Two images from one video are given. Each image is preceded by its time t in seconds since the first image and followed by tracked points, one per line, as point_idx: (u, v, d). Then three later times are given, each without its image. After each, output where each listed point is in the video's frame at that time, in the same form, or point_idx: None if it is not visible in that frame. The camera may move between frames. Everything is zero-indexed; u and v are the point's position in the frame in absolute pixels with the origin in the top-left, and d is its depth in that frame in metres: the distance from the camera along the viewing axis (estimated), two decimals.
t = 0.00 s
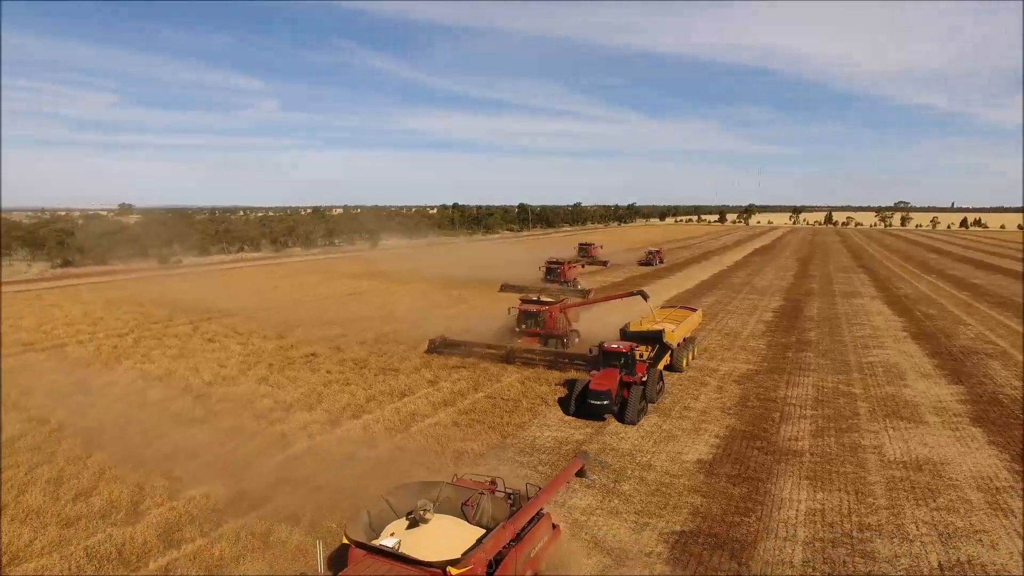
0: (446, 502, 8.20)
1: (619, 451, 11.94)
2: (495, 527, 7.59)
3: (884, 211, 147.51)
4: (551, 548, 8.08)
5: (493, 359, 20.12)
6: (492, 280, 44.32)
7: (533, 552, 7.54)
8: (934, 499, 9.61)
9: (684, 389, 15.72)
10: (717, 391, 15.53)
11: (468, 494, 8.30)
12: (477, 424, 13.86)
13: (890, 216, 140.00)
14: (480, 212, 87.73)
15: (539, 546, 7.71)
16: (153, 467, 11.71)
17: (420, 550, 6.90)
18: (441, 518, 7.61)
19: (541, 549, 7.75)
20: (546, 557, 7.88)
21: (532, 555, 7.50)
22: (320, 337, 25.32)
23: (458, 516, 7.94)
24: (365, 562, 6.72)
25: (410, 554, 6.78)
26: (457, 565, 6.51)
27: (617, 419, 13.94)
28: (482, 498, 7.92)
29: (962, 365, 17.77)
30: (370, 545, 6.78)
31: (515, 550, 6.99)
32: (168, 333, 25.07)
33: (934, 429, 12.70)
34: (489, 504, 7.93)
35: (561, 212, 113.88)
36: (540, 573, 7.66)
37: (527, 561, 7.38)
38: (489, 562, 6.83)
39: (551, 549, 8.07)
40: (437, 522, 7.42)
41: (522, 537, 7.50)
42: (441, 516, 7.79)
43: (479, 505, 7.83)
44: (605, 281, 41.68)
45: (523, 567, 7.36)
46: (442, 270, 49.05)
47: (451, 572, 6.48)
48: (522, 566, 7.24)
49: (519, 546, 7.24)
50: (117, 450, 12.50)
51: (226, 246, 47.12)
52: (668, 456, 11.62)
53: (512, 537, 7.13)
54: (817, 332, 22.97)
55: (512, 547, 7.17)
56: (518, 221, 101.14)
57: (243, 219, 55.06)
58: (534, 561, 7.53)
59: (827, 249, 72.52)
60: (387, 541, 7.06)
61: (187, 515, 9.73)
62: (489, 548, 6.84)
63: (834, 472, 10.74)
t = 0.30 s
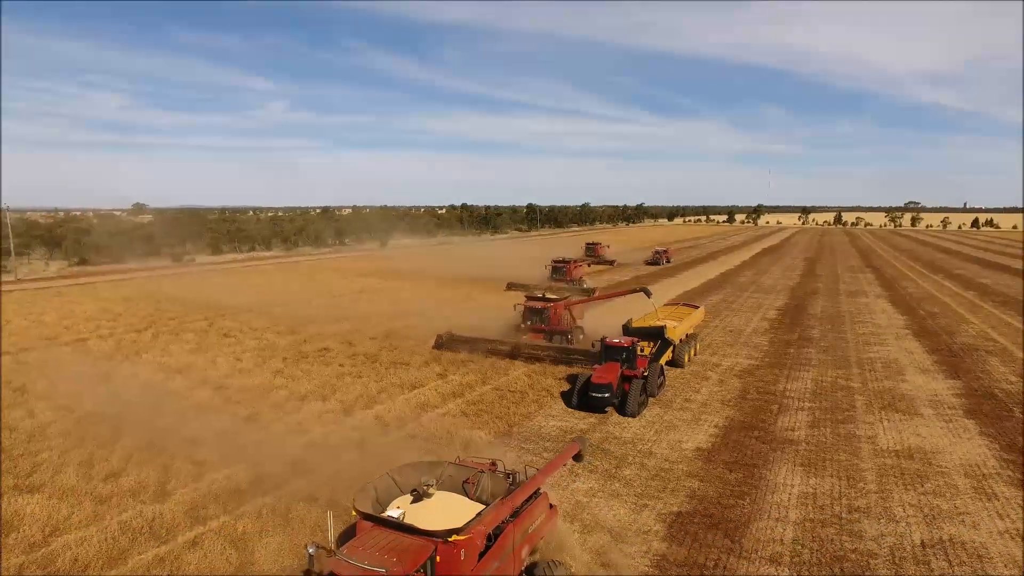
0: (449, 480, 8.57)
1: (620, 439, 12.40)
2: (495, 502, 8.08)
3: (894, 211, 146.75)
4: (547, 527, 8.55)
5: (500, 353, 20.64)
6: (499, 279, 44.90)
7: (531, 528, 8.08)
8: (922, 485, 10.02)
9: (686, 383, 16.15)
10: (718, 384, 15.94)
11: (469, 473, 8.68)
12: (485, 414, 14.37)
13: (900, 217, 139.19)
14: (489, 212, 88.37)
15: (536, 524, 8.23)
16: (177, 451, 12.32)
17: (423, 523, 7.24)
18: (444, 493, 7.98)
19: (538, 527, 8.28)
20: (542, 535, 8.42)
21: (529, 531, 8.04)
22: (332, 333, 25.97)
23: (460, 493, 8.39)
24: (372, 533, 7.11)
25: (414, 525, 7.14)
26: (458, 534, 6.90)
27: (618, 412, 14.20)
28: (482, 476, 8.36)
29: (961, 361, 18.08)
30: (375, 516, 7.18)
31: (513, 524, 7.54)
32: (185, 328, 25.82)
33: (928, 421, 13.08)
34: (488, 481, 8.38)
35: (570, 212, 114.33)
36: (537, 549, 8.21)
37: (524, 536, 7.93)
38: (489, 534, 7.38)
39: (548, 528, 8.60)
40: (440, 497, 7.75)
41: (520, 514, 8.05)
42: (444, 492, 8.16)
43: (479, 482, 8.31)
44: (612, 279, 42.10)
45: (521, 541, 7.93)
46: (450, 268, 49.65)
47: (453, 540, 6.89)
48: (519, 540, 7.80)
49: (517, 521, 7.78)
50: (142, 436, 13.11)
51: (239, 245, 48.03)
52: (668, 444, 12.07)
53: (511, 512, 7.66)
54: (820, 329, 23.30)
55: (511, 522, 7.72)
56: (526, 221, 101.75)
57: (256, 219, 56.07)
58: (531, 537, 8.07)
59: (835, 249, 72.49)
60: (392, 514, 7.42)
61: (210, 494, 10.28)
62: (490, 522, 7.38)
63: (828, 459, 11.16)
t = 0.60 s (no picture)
0: (449, 462, 8.94)
1: (620, 429, 12.87)
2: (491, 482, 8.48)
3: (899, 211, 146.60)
4: (542, 508, 8.94)
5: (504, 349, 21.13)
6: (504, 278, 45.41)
7: (527, 508, 8.52)
8: (907, 471, 10.49)
9: (685, 377, 16.61)
10: (716, 378, 16.39)
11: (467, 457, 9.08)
12: (490, 406, 14.87)
13: (906, 217, 139.05)
14: (494, 212, 88.96)
15: (531, 505, 8.63)
16: (195, 438, 12.88)
17: (423, 498, 7.60)
18: (443, 473, 8.35)
19: (533, 507, 8.68)
20: (537, 516, 8.82)
21: (525, 510, 8.45)
22: (340, 329, 26.56)
23: (459, 474, 8.76)
24: (375, 508, 7.54)
25: (416, 500, 7.54)
26: (457, 509, 7.27)
27: (616, 406, 14.53)
28: (479, 457, 8.80)
29: (955, 357, 18.47)
30: (378, 493, 7.59)
31: (508, 503, 7.95)
32: (197, 324, 26.43)
33: (917, 413, 13.53)
34: (486, 463, 8.80)
35: (574, 213, 114.72)
36: (532, 528, 8.62)
37: (520, 515, 8.34)
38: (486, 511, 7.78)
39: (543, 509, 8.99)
40: (440, 476, 8.05)
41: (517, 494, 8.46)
42: (444, 472, 8.51)
43: (477, 463, 8.73)
44: (615, 279, 42.57)
45: (516, 520, 8.34)
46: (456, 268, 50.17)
47: (452, 516, 7.26)
48: (515, 519, 8.22)
49: (513, 501, 8.20)
50: (161, 425, 13.67)
51: (246, 245, 48.73)
52: (665, 433, 12.54)
53: (507, 493, 8.04)
54: (818, 326, 23.69)
55: (507, 501, 8.12)
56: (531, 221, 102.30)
57: (263, 219, 56.77)
58: (527, 516, 8.51)
59: (838, 249, 72.69)
60: (394, 491, 7.81)
61: (229, 478, 10.82)
62: (486, 501, 7.76)
63: (819, 448, 11.62)
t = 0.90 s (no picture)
0: (448, 447, 9.47)
1: (618, 420, 13.39)
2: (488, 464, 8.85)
3: (903, 211, 146.40)
4: (537, 491, 9.34)
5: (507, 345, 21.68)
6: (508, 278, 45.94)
7: (523, 490, 8.91)
8: (891, 459, 10.97)
9: (683, 371, 17.14)
10: (713, 373, 16.90)
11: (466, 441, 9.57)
12: (493, 398, 15.43)
13: (910, 218, 138.93)
14: (499, 213, 89.53)
15: (526, 488, 9.02)
16: (212, 427, 13.46)
17: (424, 478, 7.97)
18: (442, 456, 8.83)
19: (528, 491, 9.07)
20: (532, 498, 9.22)
21: (521, 492, 8.85)
22: (347, 326, 27.16)
23: (457, 458, 9.25)
24: (378, 487, 7.84)
25: (417, 480, 7.85)
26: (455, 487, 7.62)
27: (614, 400, 14.90)
28: (477, 441, 9.30)
29: (947, 353, 18.93)
30: (381, 473, 7.93)
31: (504, 485, 8.32)
32: (207, 321, 27.07)
33: (906, 405, 14.01)
34: (483, 446, 9.30)
35: (578, 213, 115.22)
36: (527, 510, 9.03)
37: (515, 497, 8.75)
38: (483, 491, 8.14)
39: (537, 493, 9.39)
40: (440, 459, 8.48)
41: (513, 477, 8.85)
42: (443, 455, 9.02)
43: (475, 447, 9.22)
44: (618, 278, 43.08)
45: (511, 501, 8.74)
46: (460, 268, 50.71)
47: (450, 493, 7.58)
48: (510, 500, 8.61)
49: (509, 484, 8.58)
50: (178, 415, 14.26)
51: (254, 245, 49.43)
52: (662, 424, 13.06)
53: (503, 475, 8.40)
54: (815, 324, 24.16)
55: (503, 483, 8.50)
56: (536, 221, 102.65)
57: (270, 220, 57.50)
58: (523, 499, 8.91)
59: (841, 249, 72.95)
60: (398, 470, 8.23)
61: (245, 463, 11.38)
62: (483, 481, 8.11)
63: (809, 437, 12.10)
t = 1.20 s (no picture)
0: (446, 433, 9.85)
1: (615, 412, 13.91)
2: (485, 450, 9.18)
3: (904, 211, 146.69)
4: (531, 476, 9.73)
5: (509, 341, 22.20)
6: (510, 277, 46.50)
7: (517, 475, 9.29)
8: (876, 448, 11.48)
9: (679, 367, 17.64)
10: (708, 368, 17.41)
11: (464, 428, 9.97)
12: (495, 392, 15.95)
13: (911, 219, 139.10)
14: (501, 213, 90.15)
15: (521, 473, 9.41)
16: (225, 418, 14.03)
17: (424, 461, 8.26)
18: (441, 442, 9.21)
19: (522, 476, 9.46)
20: (525, 483, 9.61)
21: (515, 477, 9.24)
22: (352, 324, 27.75)
23: (456, 444, 9.66)
24: (381, 470, 8.15)
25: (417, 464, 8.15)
26: (453, 469, 7.95)
27: (609, 395, 15.30)
28: (473, 428, 9.75)
29: (938, 350, 19.41)
30: (383, 456, 8.22)
31: (500, 468, 8.68)
32: (216, 319, 27.70)
33: (893, 399, 14.51)
34: (479, 432, 9.74)
35: (580, 213, 115.75)
36: (520, 494, 9.43)
37: (510, 481, 9.13)
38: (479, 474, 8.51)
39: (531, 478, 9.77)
40: (440, 443, 8.90)
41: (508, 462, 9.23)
42: (442, 441, 9.41)
43: (472, 433, 9.65)
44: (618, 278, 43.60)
45: (506, 485, 9.11)
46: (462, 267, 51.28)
47: (448, 475, 7.92)
48: (505, 484, 9.00)
49: (505, 468, 8.96)
50: (193, 407, 14.84)
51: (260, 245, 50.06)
52: (658, 416, 13.58)
53: (498, 459, 8.78)
54: (811, 322, 24.64)
55: (499, 467, 8.87)
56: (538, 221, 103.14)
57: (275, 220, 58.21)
58: (517, 483, 9.30)
59: (841, 250, 73.34)
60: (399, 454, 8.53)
61: (259, 451, 11.94)
62: (480, 465, 8.46)
63: (798, 428, 12.60)
